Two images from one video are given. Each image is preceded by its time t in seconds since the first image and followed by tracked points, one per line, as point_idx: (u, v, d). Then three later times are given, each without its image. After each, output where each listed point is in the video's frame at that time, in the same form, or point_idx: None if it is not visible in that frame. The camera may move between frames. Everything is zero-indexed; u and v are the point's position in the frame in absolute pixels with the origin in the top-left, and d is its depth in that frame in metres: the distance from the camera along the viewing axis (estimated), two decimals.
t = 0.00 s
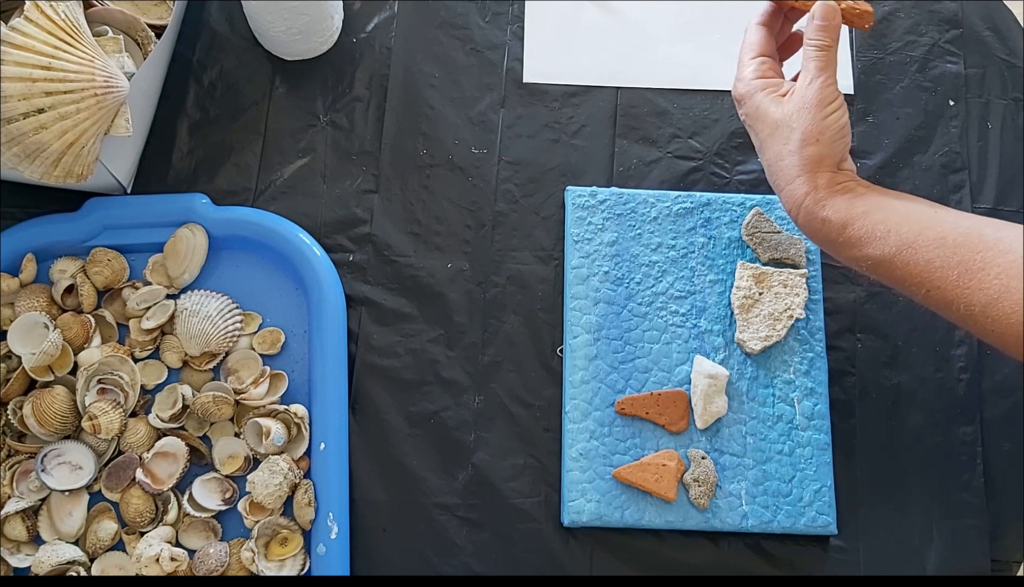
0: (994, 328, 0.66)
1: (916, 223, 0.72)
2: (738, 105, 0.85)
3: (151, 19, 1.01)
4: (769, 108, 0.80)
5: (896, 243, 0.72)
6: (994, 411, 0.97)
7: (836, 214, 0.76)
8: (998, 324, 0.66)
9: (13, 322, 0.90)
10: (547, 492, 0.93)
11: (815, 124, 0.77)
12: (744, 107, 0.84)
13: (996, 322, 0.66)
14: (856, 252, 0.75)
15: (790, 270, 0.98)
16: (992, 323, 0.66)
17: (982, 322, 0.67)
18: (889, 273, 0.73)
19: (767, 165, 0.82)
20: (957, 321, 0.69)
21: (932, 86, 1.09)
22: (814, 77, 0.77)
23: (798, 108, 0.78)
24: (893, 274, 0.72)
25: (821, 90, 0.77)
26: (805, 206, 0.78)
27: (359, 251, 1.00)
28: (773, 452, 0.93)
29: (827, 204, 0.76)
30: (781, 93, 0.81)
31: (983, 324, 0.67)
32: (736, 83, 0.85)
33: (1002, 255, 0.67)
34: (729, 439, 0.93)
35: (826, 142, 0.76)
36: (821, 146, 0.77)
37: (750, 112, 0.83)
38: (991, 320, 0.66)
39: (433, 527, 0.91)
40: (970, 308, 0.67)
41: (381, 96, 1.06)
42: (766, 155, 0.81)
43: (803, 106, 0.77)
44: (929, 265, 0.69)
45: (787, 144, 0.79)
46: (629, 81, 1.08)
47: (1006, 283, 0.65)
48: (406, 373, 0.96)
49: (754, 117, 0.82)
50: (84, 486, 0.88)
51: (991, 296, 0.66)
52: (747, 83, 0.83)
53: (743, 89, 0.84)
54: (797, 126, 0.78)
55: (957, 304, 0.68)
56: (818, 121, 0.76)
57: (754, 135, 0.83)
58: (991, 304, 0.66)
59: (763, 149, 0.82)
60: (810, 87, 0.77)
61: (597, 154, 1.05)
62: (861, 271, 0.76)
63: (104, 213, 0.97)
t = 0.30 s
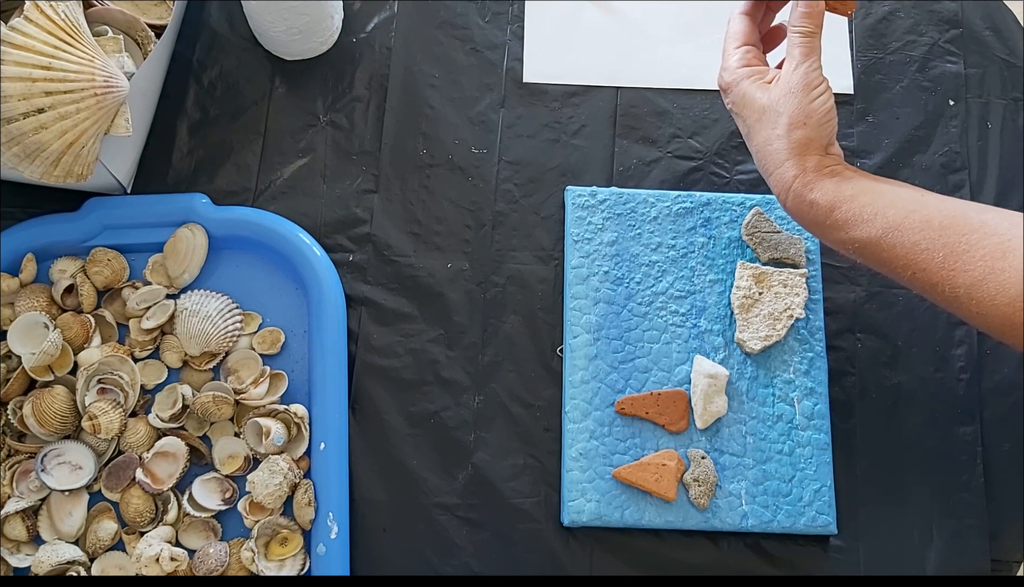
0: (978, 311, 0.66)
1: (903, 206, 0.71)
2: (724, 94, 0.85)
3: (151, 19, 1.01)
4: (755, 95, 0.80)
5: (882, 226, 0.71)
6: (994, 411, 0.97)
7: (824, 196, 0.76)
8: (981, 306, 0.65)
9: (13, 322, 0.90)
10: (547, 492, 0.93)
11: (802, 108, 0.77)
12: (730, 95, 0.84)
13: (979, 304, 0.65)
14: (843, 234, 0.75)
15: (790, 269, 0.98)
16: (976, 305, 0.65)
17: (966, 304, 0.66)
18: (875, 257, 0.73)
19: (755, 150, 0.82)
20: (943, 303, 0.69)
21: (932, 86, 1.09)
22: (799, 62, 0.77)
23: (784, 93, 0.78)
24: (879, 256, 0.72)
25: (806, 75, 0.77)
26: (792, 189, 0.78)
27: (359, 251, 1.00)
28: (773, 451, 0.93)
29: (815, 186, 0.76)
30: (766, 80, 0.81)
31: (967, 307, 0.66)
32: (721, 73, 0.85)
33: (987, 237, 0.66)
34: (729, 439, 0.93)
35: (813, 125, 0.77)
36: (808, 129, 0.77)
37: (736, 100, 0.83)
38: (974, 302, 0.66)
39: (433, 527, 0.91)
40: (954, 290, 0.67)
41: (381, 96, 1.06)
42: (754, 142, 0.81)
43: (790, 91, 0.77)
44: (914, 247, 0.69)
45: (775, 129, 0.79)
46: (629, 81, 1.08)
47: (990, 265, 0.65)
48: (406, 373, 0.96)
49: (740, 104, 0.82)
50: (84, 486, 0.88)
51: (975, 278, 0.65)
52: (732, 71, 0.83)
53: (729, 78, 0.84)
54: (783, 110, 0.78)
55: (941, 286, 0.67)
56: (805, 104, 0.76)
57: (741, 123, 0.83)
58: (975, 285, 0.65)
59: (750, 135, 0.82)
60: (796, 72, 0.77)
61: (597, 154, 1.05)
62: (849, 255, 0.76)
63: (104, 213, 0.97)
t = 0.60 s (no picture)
0: (972, 311, 0.66)
1: (896, 207, 0.71)
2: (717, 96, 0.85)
3: (151, 18, 1.01)
4: (747, 97, 0.81)
5: (876, 227, 0.72)
6: (994, 411, 0.97)
7: (818, 198, 0.76)
8: (976, 306, 0.65)
9: (13, 322, 0.91)
10: (547, 491, 0.93)
11: (795, 110, 0.77)
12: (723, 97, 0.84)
13: (973, 304, 0.65)
14: (838, 235, 0.75)
15: (790, 269, 0.98)
16: (970, 306, 0.66)
17: (960, 304, 0.66)
18: (870, 258, 0.73)
19: (749, 152, 0.82)
20: (938, 304, 0.69)
21: (932, 86, 1.09)
22: (792, 63, 0.77)
23: (776, 94, 0.78)
24: (873, 258, 0.72)
25: (800, 76, 0.77)
26: (785, 190, 0.78)
27: (359, 251, 1.00)
28: (773, 451, 0.93)
29: (809, 187, 0.76)
30: (760, 82, 0.81)
31: (962, 307, 0.67)
32: (714, 74, 0.85)
33: (980, 237, 0.66)
34: (729, 439, 0.93)
35: (806, 126, 0.77)
36: (801, 130, 0.77)
37: (729, 101, 0.83)
38: (968, 302, 0.66)
39: (433, 527, 0.91)
40: (948, 291, 0.67)
41: (381, 96, 1.06)
42: (747, 143, 0.81)
43: (782, 93, 0.78)
44: (908, 248, 0.69)
45: (768, 130, 0.79)
46: (629, 81, 1.08)
47: (984, 265, 0.65)
48: (406, 373, 0.96)
49: (733, 106, 0.82)
50: (84, 486, 0.88)
51: (969, 278, 0.65)
52: (725, 73, 0.83)
53: (723, 80, 0.84)
54: (777, 111, 0.78)
55: (936, 287, 0.68)
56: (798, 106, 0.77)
57: (734, 125, 0.83)
58: (969, 286, 0.65)
59: (744, 137, 0.82)
60: (789, 73, 0.77)
61: (597, 154, 1.05)
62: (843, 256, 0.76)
63: (104, 213, 0.97)
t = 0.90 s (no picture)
0: (966, 313, 0.65)
1: (892, 209, 0.71)
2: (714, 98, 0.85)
3: (151, 18, 1.01)
4: (744, 97, 0.81)
5: (871, 228, 0.71)
6: (994, 411, 0.97)
7: (814, 198, 0.76)
8: (970, 307, 0.65)
9: (13, 322, 0.90)
10: (547, 491, 0.93)
11: (793, 111, 0.77)
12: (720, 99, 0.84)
13: (967, 306, 0.65)
14: (833, 236, 0.75)
15: (790, 269, 0.98)
16: (964, 307, 0.65)
17: (954, 306, 0.66)
18: (864, 259, 0.72)
19: (744, 153, 0.82)
20: (932, 305, 0.69)
21: (932, 85, 1.09)
22: (791, 66, 0.78)
23: (774, 95, 0.78)
24: (868, 259, 0.72)
25: (799, 78, 0.77)
26: (780, 191, 0.78)
27: (359, 251, 1.00)
28: (773, 451, 0.93)
29: (804, 187, 0.76)
30: (757, 84, 0.81)
31: (956, 308, 0.66)
32: (712, 76, 0.85)
33: (975, 239, 0.66)
34: (729, 439, 0.93)
35: (804, 127, 0.77)
36: (798, 131, 0.77)
37: (726, 102, 0.83)
38: (963, 304, 0.65)
39: (433, 527, 0.91)
40: (942, 293, 0.67)
41: (381, 96, 1.06)
42: (743, 144, 0.81)
43: (781, 94, 0.78)
44: (903, 249, 0.69)
45: (765, 130, 0.79)
46: (629, 81, 1.08)
47: (979, 266, 0.65)
48: (406, 373, 0.96)
49: (730, 106, 0.82)
50: (84, 486, 0.88)
51: (963, 280, 0.65)
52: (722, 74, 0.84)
53: (719, 81, 0.84)
54: (775, 112, 0.78)
55: (930, 288, 0.67)
56: (796, 106, 0.77)
57: (730, 126, 0.83)
58: (963, 287, 0.65)
59: (740, 138, 0.82)
60: (788, 75, 0.78)
61: (597, 153, 1.05)
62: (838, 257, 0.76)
63: (104, 213, 0.97)
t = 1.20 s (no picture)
0: (977, 317, 0.66)
1: (902, 211, 0.71)
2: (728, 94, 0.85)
3: (151, 18, 1.01)
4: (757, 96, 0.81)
5: (882, 232, 0.71)
6: (994, 410, 0.97)
7: (824, 201, 0.76)
8: (981, 312, 0.65)
9: (13, 322, 0.90)
10: (547, 491, 0.93)
11: (805, 111, 0.77)
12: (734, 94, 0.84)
13: (978, 311, 0.65)
14: (842, 239, 0.75)
15: (790, 269, 0.98)
16: (975, 312, 0.65)
17: (965, 310, 0.66)
18: (874, 263, 0.73)
19: (755, 151, 0.82)
20: (943, 309, 0.69)
21: (932, 86, 1.09)
22: (806, 63, 0.77)
23: (787, 94, 0.78)
24: (879, 262, 0.72)
25: (812, 77, 0.77)
26: (790, 193, 0.78)
27: (359, 251, 1.00)
28: (773, 451, 0.93)
29: (813, 190, 0.77)
30: (771, 80, 0.81)
31: (967, 313, 0.66)
32: (726, 70, 0.85)
33: (987, 243, 0.66)
34: (729, 439, 0.93)
35: (814, 128, 0.77)
36: (808, 133, 0.77)
37: (739, 98, 0.83)
38: (973, 308, 0.65)
39: (433, 527, 0.91)
40: (953, 297, 0.67)
41: (381, 96, 1.06)
42: (754, 142, 0.82)
43: (793, 93, 0.77)
44: (913, 253, 0.69)
45: (776, 130, 0.79)
46: (629, 81, 1.08)
47: (991, 270, 0.64)
48: (406, 373, 0.96)
49: (744, 102, 0.82)
50: (84, 486, 0.88)
51: (974, 284, 0.65)
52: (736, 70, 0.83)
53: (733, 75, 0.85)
54: (786, 111, 0.78)
55: (941, 293, 0.67)
56: (807, 107, 0.77)
57: (743, 123, 0.84)
58: (974, 291, 0.65)
59: (752, 136, 0.82)
60: (801, 74, 0.77)
61: (597, 153, 1.05)
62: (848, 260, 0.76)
63: (104, 213, 0.97)
